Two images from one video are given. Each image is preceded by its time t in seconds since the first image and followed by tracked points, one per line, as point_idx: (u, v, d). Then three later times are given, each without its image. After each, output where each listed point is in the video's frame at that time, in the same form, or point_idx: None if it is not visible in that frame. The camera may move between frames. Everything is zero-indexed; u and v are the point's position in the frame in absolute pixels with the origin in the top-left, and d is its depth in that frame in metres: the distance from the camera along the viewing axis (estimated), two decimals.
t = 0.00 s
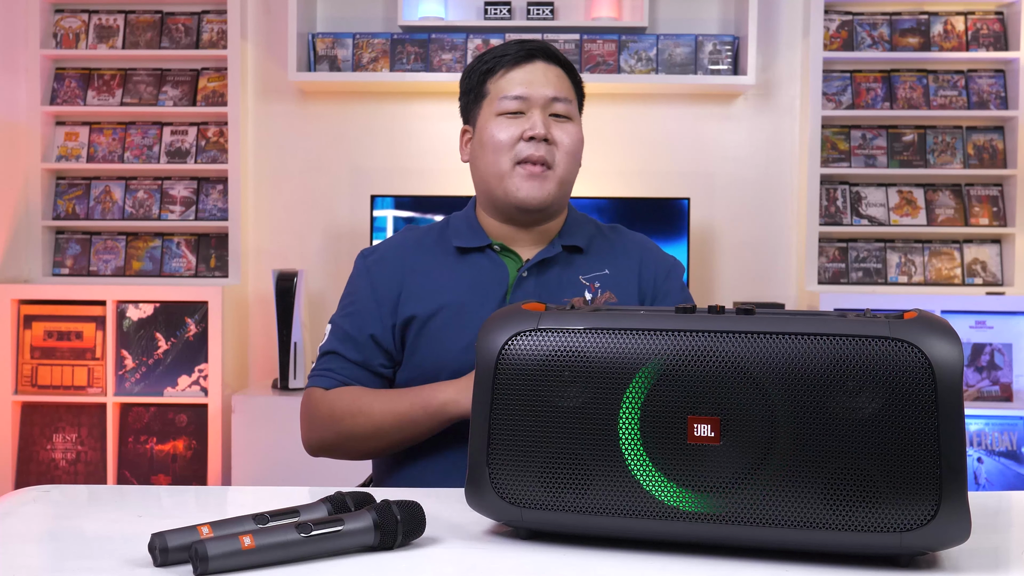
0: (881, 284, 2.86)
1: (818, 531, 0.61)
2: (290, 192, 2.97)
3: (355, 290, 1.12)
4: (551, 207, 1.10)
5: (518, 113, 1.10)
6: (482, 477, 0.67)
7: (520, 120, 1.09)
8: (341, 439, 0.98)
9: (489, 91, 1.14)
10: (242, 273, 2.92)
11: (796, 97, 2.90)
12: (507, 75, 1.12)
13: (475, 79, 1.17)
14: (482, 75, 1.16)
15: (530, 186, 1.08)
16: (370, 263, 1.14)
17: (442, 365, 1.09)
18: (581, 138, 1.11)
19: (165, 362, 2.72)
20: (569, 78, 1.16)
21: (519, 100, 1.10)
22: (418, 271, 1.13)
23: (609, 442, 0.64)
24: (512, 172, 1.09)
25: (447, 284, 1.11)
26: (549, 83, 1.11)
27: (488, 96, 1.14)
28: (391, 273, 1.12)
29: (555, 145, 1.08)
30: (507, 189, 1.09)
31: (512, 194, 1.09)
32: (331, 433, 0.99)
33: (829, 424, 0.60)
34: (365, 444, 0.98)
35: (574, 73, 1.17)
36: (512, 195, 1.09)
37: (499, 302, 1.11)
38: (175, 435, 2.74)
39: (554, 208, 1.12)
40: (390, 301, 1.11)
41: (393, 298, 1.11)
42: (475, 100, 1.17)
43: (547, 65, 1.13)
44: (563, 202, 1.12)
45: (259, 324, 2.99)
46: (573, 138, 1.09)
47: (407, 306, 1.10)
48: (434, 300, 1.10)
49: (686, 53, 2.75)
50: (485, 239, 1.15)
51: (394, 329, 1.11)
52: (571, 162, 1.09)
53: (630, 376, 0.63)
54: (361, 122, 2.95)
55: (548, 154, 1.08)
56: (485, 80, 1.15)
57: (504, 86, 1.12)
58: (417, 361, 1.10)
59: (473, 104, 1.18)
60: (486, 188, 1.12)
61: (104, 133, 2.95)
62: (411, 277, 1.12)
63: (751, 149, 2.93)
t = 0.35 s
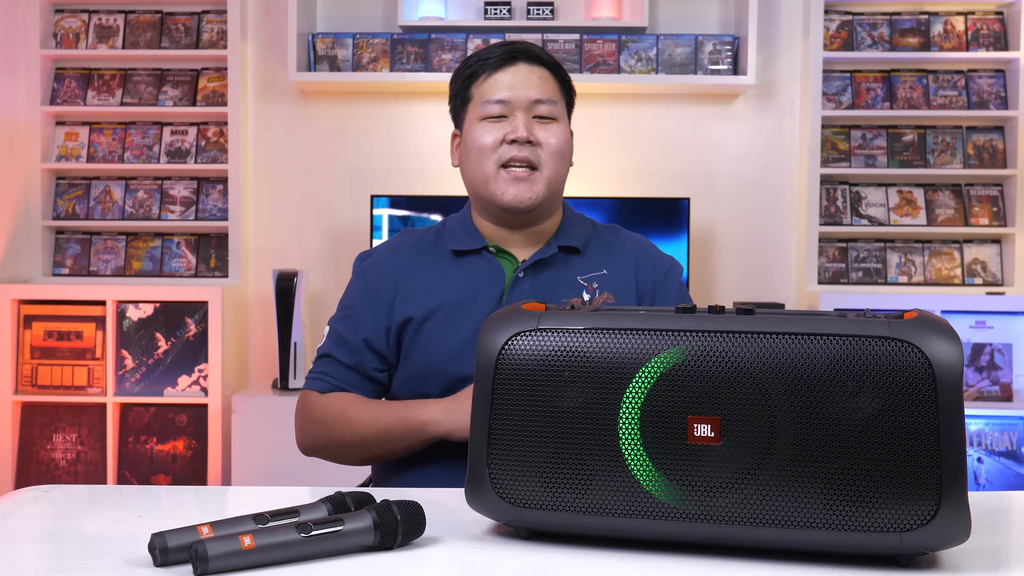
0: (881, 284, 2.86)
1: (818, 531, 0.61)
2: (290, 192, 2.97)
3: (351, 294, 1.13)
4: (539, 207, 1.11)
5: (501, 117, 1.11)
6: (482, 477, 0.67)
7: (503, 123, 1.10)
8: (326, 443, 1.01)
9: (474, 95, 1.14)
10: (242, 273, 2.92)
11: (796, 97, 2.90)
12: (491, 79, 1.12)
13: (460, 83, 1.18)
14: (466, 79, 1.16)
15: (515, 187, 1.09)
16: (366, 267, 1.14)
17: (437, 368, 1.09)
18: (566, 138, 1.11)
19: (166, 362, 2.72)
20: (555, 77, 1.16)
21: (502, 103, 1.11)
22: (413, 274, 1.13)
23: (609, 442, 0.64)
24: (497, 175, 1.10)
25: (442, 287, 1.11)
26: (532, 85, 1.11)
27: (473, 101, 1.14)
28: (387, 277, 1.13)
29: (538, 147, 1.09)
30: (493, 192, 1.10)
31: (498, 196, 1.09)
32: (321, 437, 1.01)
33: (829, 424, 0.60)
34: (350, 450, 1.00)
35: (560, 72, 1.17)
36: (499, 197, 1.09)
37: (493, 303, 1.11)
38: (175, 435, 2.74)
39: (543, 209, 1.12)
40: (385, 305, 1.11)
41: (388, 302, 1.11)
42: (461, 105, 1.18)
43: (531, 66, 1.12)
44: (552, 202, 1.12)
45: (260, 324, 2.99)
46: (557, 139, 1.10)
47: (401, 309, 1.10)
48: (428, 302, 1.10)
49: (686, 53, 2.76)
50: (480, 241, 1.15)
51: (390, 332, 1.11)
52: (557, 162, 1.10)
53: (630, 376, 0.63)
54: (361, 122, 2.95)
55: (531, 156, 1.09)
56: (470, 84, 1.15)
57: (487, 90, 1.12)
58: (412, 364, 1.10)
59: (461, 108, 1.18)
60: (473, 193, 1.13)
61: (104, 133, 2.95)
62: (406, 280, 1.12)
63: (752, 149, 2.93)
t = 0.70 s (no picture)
0: (881, 284, 2.86)
1: (819, 531, 0.61)
2: (290, 192, 2.97)
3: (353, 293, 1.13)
4: (529, 212, 1.11)
5: (479, 128, 1.11)
6: (482, 477, 0.67)
7: (480, 134, 1.10)
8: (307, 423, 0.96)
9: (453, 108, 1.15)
10: (242, 273, 2.92)
11: (796, 96, 2.90)
12: (466, 90, 1.12)
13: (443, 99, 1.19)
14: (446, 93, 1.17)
15: (502, 196, 1.09)
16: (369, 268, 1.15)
17: (435, 367, 1.06)
18: (547, 136, 1.11)
19: (166, 362, 2.72)
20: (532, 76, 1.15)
21: (476, 115, 1.11)
22: (415, 275, 1.13)
23: (609, 441, 0.64)
24: (483, 186, 1.10)
25: (443, 287, 1.12)
26: (504, 91, 1.11)
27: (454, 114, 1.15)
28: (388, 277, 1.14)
29: (518, 152, 1.09)
30: (482, 204, 1.10)
31: (487, 206, 1.10)
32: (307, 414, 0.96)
33: (829, 424, 0.60)
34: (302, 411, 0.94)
35: (537, 68, 1.16)
36: (488, 207, 1.10)
37: (495, 305, 1.11)
38: (175, 435, 2.74)
39: (534, 213, 1.12)
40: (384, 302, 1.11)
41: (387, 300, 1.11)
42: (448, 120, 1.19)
43: (503, 71, 1.13)
44: (543, 203, 1.12)
45: (260, 324, 2.99)
46: (535, 140, 1.09)
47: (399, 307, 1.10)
48: (428, 301, 1.10)
49: (686, 53, 2.76)
50: (485, 241, 1.16)
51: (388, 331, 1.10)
52: (539, 164, 1.10)
53: (630, 376, 0.63)
54: (361, 122, 2.95)
55: (511, 162, 1.09)
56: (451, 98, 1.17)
57: (461, 104, 1.12)
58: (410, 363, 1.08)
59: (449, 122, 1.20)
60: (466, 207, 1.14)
61: (104, 133, 2.95)
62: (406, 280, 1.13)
63: (752, 149, 2.93)
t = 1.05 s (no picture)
0: (881, 284, 2.86)
1: (819, 531, 0.61)
2: (290, 193, 2.97)
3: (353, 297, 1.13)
4: (524, 213, 1.10)
5: (472, 129, 1.11)
6: (482, 477, 0.67)
7: (475, 135, 1.11)
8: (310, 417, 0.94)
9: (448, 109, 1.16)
10: (242, 274, 2.92)
11: (796, 96, 2.90)
12: (459, 91, 1.13)
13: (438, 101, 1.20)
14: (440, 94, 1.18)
15: (497, 198, 1.08)
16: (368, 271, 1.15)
17: (436, 369, 1.06)
18: (540, 136, 1.11)
19: (165, 362, 2.72)
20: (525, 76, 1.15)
21: (470, 116, 1.11)
22: (412, 277, 1.13)
23: (609, 442, 0.64)
24: (477, 187, 1.10)
25: (439, 289, 1.12)
26: (496, 92, 1.11)
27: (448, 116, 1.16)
28: (386, 280, 1.14)
29: (511, 153, 1.09)
30: (476, 206, 1.10)
31: (482, 208, 1.09)
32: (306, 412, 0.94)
33: (829, 424, 0.60)
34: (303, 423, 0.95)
35: (530, 68, 1.16)
36: (483, 209, 1.09)
37: (493, 305, 1.11)
38: (175, 435, 2.74)
39: (530, 215, 1.12)
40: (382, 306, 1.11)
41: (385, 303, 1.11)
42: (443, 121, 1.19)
43: (496, 71, 1.13)
44: (539, 204, 1.11)
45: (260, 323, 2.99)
46: (529, 140, 1.10)
47: (397, 310, 1.10)
48: (425, 303, 1.10)
49: (686, 53, 2.75)
50: (481, 244, 1.15)
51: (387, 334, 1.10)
52: (532, 165, 1.10)
53: (629, 376, 0.63)
54: (361, 122, 2.95)
55: (505, 163, 1.09)
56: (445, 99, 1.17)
57: (456, 104, 1.13)
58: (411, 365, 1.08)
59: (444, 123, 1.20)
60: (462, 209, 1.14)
61: (104, 133, 2.95)
62: (405, 282, 1.13)
63: (752, 148, 2.93)
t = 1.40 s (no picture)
0: (892, 284, 2.83)
1: (828, 538, 0.60)
2: (285, 190, 2.94)
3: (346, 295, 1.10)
4: (525, 214, 1.08)
5: (479, 125, 1.06)
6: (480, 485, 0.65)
7: (481, 132, 1.06)
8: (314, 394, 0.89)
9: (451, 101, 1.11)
10: (235, 274, 2.90)
11: (803, 92, 2.87)
12: (466, 85, 1.08)
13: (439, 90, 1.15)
14: (444, 85, 1.13)
15: (499, 197, 1.05)
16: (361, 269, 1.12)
17: (430, 371, 1.03)
18: (549, 139, 1.07)
19: (156, 364, 2.69)
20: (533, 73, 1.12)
21: (477, 112, 1.06)
22: (407, 276, 1.10)
23: (614, 446, 0.62)
24: (480, 186, 1.06)
25: (435, 289, 1.08)
26: (506, 88, 1.06)
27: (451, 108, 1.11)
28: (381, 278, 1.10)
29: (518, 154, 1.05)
30: (477, 203, 1.07)
31: (483, 206, 1.06)
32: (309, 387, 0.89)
33: (838, 428, 0.59)
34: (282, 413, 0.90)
35: (538, 63, 1.12)
36: (484, 208, 1.07)
37: (491, 305, 1.07)
38: (165, 439, 2.71)
39: (530, 215, 1.09)
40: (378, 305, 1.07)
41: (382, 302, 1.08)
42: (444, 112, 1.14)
43: (505, 67, 1.09)
44: (540, 204, 1.09)
45: (253, 322, 2.96)
46: (537, 141, 1.06)
47: (393, 310, 1.06)
48: (422, 304, 1.07)
49: (691, 46, 2.72)
50: (478, 241, 1.12)
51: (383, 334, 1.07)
52: (538, 166, 1.06)
53: (635, 378, 0.62)
54: (356, 118, 2.91)
55: (510, 163, 1.05)
56: (449, 90, 1.12)
57: (463, 97, 1.08)
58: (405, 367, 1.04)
59: (444, 114, 1.16)
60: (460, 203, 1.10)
61: (93, 129, 2.90)
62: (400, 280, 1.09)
63: (758, 144, 2.89)
